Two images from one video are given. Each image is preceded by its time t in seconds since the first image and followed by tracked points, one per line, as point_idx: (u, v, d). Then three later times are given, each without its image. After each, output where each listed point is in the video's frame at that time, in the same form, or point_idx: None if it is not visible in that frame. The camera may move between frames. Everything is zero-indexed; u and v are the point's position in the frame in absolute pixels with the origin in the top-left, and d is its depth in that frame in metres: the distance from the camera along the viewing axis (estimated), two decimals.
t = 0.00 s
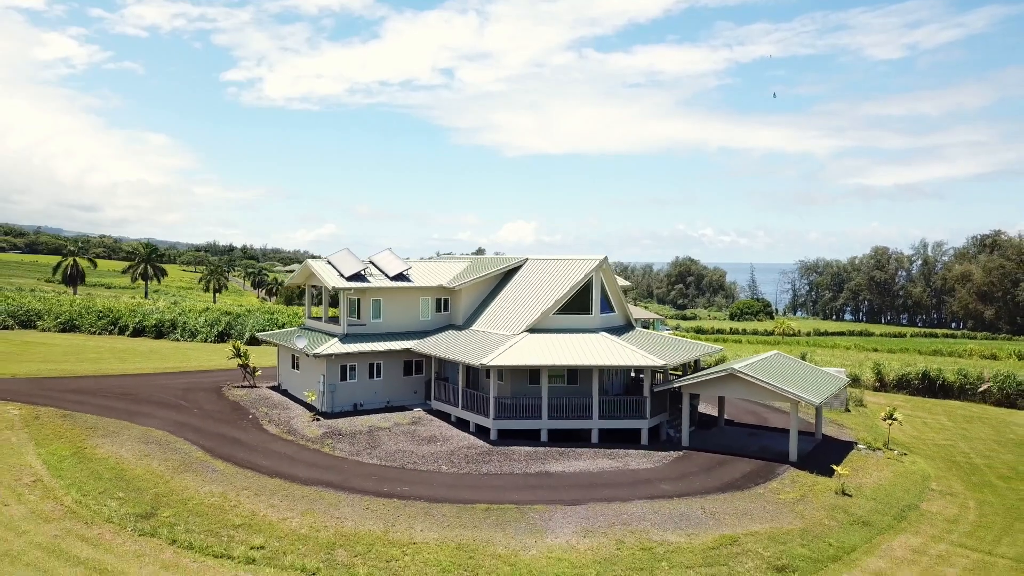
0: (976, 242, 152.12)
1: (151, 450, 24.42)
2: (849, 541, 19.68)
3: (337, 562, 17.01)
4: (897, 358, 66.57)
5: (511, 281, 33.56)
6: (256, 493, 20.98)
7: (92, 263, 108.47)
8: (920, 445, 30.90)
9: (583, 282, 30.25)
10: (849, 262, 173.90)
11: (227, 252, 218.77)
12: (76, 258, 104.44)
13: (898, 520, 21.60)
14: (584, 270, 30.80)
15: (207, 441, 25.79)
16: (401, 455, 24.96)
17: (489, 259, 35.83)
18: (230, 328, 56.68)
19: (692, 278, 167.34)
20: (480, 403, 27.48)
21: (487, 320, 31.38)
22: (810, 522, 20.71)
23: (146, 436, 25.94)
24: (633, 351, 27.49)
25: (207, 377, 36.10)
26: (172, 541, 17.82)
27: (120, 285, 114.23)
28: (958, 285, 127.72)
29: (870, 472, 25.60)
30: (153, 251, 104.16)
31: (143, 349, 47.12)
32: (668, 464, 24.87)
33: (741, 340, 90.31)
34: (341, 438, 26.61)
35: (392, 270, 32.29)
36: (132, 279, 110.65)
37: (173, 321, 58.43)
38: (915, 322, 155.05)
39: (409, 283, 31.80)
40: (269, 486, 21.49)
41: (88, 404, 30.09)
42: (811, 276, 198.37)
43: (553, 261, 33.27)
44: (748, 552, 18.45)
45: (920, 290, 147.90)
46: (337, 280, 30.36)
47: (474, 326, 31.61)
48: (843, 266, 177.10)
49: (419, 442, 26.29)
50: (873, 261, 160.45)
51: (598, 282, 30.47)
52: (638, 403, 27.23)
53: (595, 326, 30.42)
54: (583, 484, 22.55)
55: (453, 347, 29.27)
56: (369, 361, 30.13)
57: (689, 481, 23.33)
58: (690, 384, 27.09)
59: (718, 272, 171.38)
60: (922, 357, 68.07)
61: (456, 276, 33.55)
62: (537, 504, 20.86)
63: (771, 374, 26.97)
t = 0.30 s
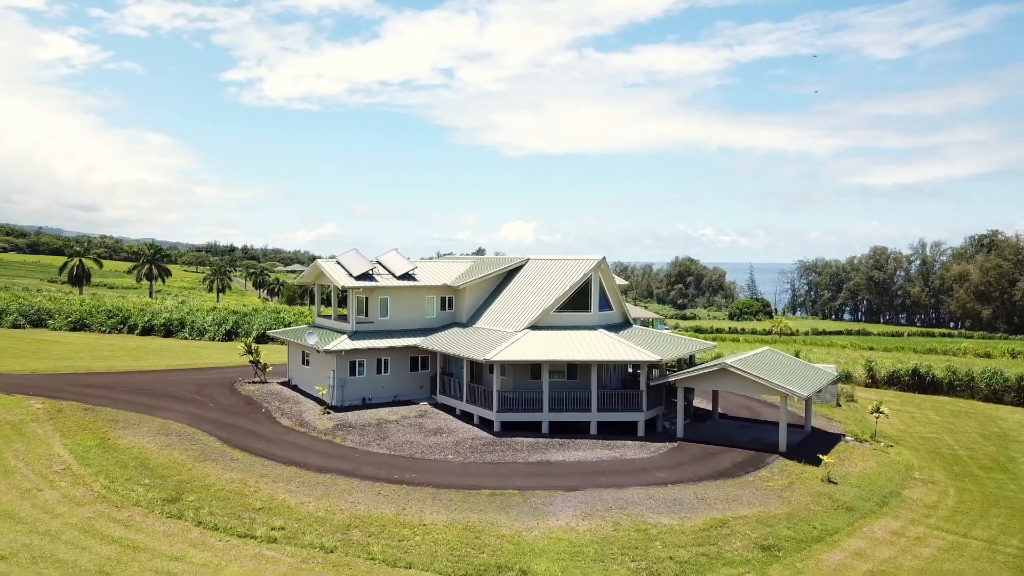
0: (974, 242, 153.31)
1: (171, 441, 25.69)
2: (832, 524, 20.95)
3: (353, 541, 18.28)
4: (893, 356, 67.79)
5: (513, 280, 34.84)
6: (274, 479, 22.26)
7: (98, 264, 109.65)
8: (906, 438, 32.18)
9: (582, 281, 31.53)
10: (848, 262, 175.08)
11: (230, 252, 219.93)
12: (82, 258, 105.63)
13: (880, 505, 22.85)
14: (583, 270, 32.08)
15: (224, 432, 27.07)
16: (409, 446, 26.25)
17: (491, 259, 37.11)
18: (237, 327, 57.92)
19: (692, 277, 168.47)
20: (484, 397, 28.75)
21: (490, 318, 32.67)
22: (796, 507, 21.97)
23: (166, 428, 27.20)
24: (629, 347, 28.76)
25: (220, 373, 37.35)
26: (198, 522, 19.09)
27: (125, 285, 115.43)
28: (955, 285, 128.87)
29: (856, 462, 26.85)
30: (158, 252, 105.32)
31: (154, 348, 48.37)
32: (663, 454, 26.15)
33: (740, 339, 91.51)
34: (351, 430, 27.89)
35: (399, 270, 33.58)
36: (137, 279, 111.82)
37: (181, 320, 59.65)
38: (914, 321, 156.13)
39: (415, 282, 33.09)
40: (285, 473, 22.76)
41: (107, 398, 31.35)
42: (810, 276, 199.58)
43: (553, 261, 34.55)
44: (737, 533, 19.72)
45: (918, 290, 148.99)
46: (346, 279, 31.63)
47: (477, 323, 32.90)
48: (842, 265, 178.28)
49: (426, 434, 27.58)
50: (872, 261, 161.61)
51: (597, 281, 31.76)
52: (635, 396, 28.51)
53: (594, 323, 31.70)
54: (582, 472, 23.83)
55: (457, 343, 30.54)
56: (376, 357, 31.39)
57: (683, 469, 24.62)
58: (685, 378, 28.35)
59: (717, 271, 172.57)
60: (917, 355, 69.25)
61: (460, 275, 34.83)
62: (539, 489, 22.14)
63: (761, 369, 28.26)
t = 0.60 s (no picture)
0: (972, 241, 154.49)
1: (190, 431, 27.00)
2: (816, 507, 22.25)
3: (367, 521, 19.58)
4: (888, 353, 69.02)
5: (515, 278, 36.17)
6: (290, 466, 23.57)
7: (103, 263, 110.78)
8: (892, 429, 33.53)
9: (582, 279, 32.86)
10: (846, 261, 176.25)
11: (231, 252, 220.95)
12: (87, 258, 106.79)
13: (863, 491, 24.15)
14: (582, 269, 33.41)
15: (239, 423, 28.39)
16: (417, 436, 27.57)
17: (494, 258, 38.44)
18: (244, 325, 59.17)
19: (692, 277, 169.61)
20: (487, 390, 30.07)
21: (493, 314, 33.97)
22: (783, 492, 23.28)
23: (184, 420, 28.51)
24: (627, 342, 30.07)
25: (231, 369, 38.65)
26: (222, 504, 20.41)
27: (129, 285, 116.54)
28: (953, 284, 130.01)
29: (842, 451, 28.17)
30: (162, 251, 106.25)
31: (165, 345, 49.66)
32: (659, 443, 27.47)
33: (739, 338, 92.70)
34: (360, 421, 29.22)
35: (406, 269, 34.90)
36: (142, 278, 113.01)
37: (189, 318, 60.90)
38: (911, 320, 157.26)
39: (421, 280, 34.41)
40: (301, 460, 24.07)
41: (126, 392, 32.65)
42: (809, 275, 200.82)
43: (554, 260, 35.87)
44: (726, 515, 21.04)
45: (916, 289, 150.13)
46: (355, 277, 32.93)
47: (481, 320, 34.22)
48: (841, 265, 179.46)
49: (433, 424, 28.91)
50: (871, 260, 162.78)
51: (595, 279, 33.09)
52: (632, 389, 29.80)
53: (593, 319, 33.03)
54: (582, 460, 25.15)
55: (462, 338, 31.87)
56: (384, 352, 32.68)
57: (677, 457, 25.95)
58: (679, 371, 29.68)
59: (717, 271, 173.76)
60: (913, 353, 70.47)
61: (464, 274, 36.14)
62: (541, 475, 23.47)
63: (753, 363, 29.58)
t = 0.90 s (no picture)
0: (970, 240, 155.75)
1: (208, 423, 28.32)
2: (802, 492, 23.60)
3: (379, 504, 20.92)
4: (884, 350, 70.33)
5: (517, 277, 37.54)
6: (305, 454, 24.90)
7: (108, 263, 111.94)
8: (879, 422, 34.92)
9: (581, 277, 34.21)
10: (845, 260, 177.50)
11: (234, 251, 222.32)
12: (92, 257, 107.89)
13: (848, 478, 25.49)
14: (581, 268, 34.76)
15: (254, 415, 29.74)
16: (424, 427, 28.92)
17: (496, 258, 39.78)
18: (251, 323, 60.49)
19: (691, 276, 170.75)
20: (490, 384, 31.41)
21: (496, 311, 35.33)
22: (772, 478, 24.63)
23: (201, 412, 29.83)
24: (624, 337, 31.42)
25: (242, 365, 39.98)
26: (243, 489, 21.74)
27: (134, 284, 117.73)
28: (950, 283, 131.22)
29: (829, 441, 29.54)
30: (166, 251, 107.35)
31: (176, 342, 50.99)
32: (654, 434, 28.82)
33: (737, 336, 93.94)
34: (370, 413, 30.57)
35: (411, 268, 36.25)
36: (146, 277, 114.22)
37: (197, 316, 62.21)
38: (909, 319, 158.53)
39: (426, 279, 35.75)
40: (315, 449, 25.41)
41: (143, 386, 33.97)
42: (808, 274, 202.02)
43: (554, 259, 37.23)
44: (717, 499, 22.38)
45: (914, 288, 151.28)
46: (363, 276, 34.26)
47: (485, 316, 35.60)
48: (839, 264, 180.66)
49: (439, 416, 30.27)
50: (869, 259, 164.00)
51: (594, 278, 34.46)
52: (629, 383, 31.16)
53: (591, 316, 34.39)
54: (581, 449, 26.50)
55: (466, 334, 33.18)
56: (391, 347, 34.01)
57: (672, 446, 27.31)
58: (674, 366, 31.01)
59: (716, 270, 174.92)
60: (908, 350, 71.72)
61: (468, 272, 37.49)
62: (543, 462, 24.81)
63: (744, 357, 30.92)
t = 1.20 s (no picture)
0: (967, 239, 156.97)
1: (223, 415, 29.65)
2: (789, 479, 24.94)
3: (390, 489, 22.25)
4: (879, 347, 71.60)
5: (518, 276, 38.88)
6: (318, 444, 26.24)
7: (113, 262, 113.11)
8: (867, 415, 36.29)
9: (580, 276, 35.52)
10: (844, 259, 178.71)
11: (236, 251, 223.61)
12: (97, 257, 109.05)
13: (834, 466, 26.82)
14: (580, 266, 36.08)
15: (267, 408, 31.08)
16: (430, 419, 30.27)
17: (498, 257, 41.09)
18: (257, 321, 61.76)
19: (691, 275, 171.92)
20: (493, 378, 32.75)
21: (498, 309, 36.64)
22: (761, 466, 25.97)
23: (216, 406, 31.16)
24: (622, 333, 32.73)
25: (252, 361, 41.30)
26: (261, 475, 23.07)
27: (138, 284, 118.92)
28: (948, 282, 132.45)
29: (818, 433, 30.88)
30: (170, 251, 108.52)
31: (186, 340, 52.31)
32: (650, 425, 30.16)
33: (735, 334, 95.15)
34: (378, 406, 31.91)
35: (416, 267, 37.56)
36: (151, 276, 115.38)
37: (205, 314, 63.50)
38: (907, 317, 159.76)
39: (431, 278, 37.06)
40: (327, 439, 26.73)
41: (158, 381, 35.30)
42: (808, 273, 203.14)
43: (554, 258, 38.55)
44: (708, 485, 23.71)
45: (913, 286, 152.47)
46: (370, 275, 35.56)
47: (487, 314, 36.94)
48: (838, 263, 181.85)
49: (444, 409, 31.61)
50: (868, 258, 165.18)
51: (592, 276, 35.79)
52: (626, 377, 32.51)
53: (590, 313, 35.70)
54: (580, 439, 27.85)
55: (470, 331, 34.48)
56: (397, 343, 35.34)
57: (667, 436, 28.65)
58: (669, 361, 32.31)
59: (716, 269, 176.04)
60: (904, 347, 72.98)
61: (471, 271, 38.79)
62: (544, 451, 26.15)
63: (737, 352, 32.21)
